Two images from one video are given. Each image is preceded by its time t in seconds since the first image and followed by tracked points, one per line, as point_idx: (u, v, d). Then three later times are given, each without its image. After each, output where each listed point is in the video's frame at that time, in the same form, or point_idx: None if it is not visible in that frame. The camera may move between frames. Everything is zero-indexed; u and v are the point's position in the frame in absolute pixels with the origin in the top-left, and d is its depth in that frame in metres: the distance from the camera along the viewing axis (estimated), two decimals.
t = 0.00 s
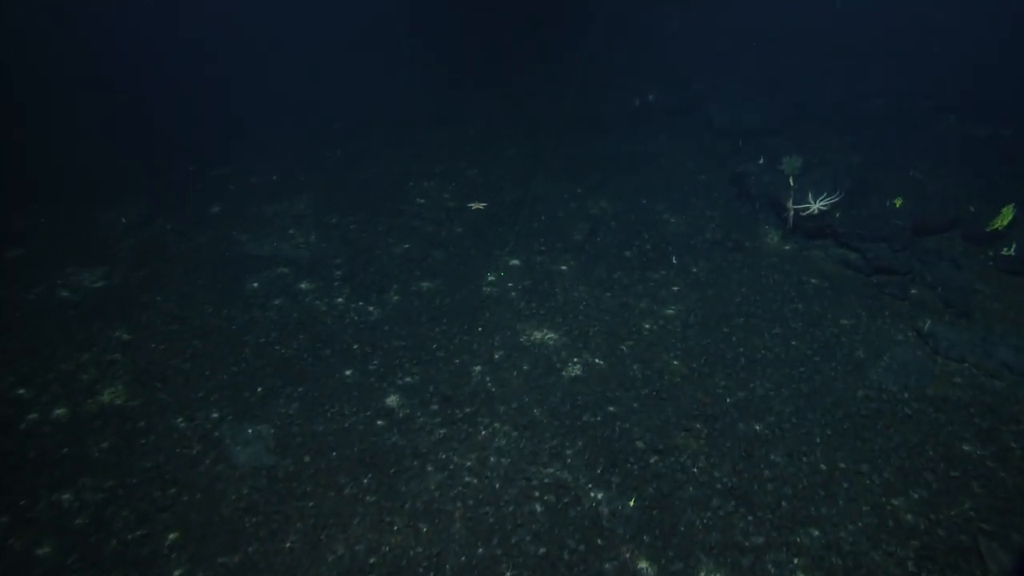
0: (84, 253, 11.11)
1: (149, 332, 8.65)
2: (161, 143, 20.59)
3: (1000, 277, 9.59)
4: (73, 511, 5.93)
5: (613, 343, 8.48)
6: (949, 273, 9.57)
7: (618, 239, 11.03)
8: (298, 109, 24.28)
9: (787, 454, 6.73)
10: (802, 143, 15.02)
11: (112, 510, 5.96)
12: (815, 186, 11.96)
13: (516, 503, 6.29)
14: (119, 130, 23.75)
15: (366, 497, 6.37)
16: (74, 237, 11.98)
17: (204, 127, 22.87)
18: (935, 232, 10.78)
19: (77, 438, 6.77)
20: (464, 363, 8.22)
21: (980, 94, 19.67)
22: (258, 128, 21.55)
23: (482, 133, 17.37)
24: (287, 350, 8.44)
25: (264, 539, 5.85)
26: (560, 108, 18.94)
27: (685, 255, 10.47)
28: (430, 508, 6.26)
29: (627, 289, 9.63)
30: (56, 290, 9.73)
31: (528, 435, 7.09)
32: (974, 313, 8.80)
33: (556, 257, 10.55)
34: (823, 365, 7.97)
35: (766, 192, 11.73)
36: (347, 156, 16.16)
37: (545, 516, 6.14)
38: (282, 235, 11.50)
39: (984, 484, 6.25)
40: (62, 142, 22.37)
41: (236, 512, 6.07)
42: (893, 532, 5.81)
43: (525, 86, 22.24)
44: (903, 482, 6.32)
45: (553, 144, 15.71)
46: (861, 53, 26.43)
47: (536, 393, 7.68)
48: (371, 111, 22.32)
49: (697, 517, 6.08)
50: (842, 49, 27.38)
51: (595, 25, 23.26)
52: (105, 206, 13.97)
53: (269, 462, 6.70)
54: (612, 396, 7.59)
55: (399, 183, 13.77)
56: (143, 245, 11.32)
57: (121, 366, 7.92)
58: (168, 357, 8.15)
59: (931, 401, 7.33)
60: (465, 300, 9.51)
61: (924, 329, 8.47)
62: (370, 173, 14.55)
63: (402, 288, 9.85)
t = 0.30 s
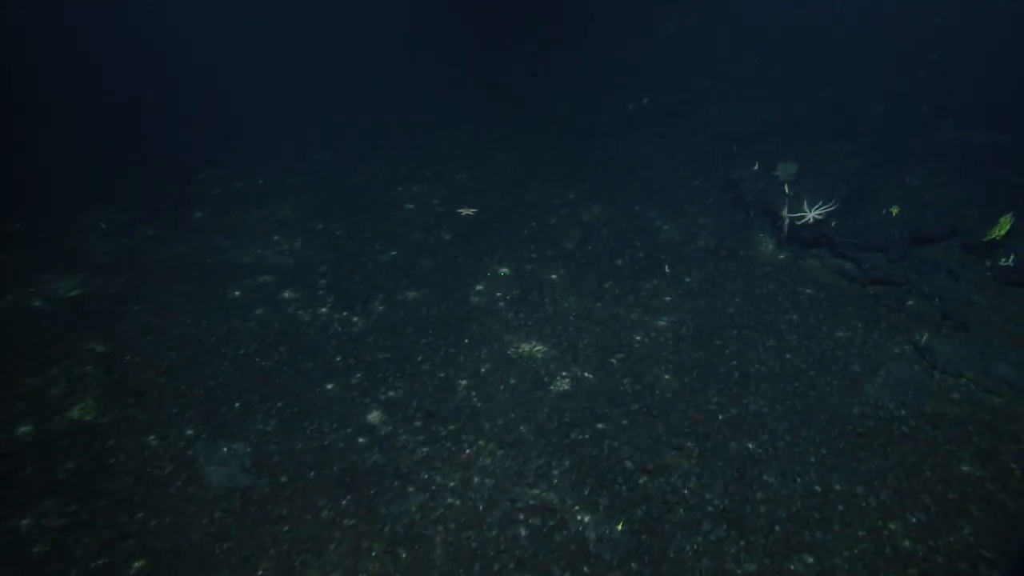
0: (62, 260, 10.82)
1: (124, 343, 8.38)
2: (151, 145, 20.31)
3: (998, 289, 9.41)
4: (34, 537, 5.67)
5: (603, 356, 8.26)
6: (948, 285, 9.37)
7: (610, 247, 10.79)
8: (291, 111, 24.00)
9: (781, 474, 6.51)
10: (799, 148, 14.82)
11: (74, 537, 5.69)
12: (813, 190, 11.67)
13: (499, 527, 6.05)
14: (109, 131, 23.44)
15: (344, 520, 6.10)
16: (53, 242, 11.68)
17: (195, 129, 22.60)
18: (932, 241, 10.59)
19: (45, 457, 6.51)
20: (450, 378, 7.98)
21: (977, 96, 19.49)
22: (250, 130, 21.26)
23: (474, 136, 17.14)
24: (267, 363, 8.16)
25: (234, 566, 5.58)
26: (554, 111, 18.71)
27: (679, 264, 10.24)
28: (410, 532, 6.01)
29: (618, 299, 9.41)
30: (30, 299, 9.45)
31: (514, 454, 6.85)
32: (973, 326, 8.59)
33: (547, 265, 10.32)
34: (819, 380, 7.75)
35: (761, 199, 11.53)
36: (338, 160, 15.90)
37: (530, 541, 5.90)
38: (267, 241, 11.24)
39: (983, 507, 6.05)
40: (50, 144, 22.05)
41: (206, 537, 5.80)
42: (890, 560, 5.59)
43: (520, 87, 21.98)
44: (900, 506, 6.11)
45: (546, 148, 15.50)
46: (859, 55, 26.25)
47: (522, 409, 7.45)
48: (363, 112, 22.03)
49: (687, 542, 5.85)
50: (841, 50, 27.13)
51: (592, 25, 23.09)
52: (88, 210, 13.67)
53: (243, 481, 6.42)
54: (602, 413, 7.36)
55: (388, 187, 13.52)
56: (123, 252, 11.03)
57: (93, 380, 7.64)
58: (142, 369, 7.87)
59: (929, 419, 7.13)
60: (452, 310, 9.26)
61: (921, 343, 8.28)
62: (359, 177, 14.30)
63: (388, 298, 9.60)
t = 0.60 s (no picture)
0: (34, 266, 10.48)
1: (94, 356, 8.07)
2: (134, 145, 19.88)
3: (991, 298, 9.28)
4: None
5: (590, 369, 8.04)
6: (942, 294, 9.21)
7: (599, 253, 10.56)
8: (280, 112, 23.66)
9: (772, 494, 6.31)
10: (791, 153, 14.66)
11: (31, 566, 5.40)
12: (805, 196, 11.49)
13: (480, 552, 5.81)
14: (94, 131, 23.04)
15: (317, 545, 5.84)
16: (26, 247, 11.32)
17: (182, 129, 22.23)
18: (924, 249, 10.45)
19: (5, 479, 6.21)
20: (433, 392, 7.73)
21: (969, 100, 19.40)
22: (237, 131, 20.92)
23: (464, 138, 16.88)
24: (243, 376, 7.86)
25: None
26: (545, 114, 18.50)
27: (668, 272, 10.03)
28: (387, 558, 5.76)
29: (607, 308, 9.19)
30: None
31: (496, 473, 6.62)
32: (966, 338, 8.44)
33: (534, 273, 10.08)
34: (811, 393, 7.56)
35: (752, 204, 11.35)
36: (324, 162, 15.60)
37: (511, 567, 5.67)
38: (247, 247, 10.95)
39: (978, 529, 5.87)
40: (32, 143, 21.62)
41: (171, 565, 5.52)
42: None
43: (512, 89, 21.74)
44: (894, 528, 5.92)
45: (536, 152, 15.27)
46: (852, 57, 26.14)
47: (506, 425, 7.23)
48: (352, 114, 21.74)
49: (674, 568, 5.64)
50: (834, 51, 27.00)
51: (588, 25, 22.31)
52: (65, 212, 13.29)
53: (213, 503, 6.14)
54: (588, 429, 7.14)
55: (374, 192, 13.26)
56: (99, 258, 10.70)
57: (60, 396, 7.34)
58: (112, 384, 7.57)
59: (922, 434, 6.97)
60: (436, 321, 9.01)
61: (914, 355, 8.12)
62: (345, 181, 14.03)
63: (371, 308, 9.33)
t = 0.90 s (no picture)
0: None
1: (54, 371, 7.69)
2: (110, 143, 19.36)
3: (978, 306, 9.17)
4: None
5: (572, 381, 7.82)
6: (929, 301, 9.08)
7: (583, 259, 10.35)
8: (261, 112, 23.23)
9: (759, 513, 6.11)
10: (778, 156, 14.54)
11: None
12: (793, 201, 11.30)
13: None
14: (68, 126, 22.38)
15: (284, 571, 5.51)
16: None
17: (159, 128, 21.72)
18: (911, 254, 10.34)
19: None
20: (410, 406, 7.48)
21: (954, 103, 19.44)
22: (217, 131, 20.48)
23: (448, 140, 16.61)
24: (212, 391, 7.54)
25: None
26: (531, 116, 18.28)
27: (653, 278, 9.84)
28: None
29: (591, 317, 8.98)
30: None
31: (475, 492, 6.38)
32: (953, 347, 8.33)
33: (517, 280, 9.84)
34: (798, 405, 7.39)
35: (739, 208, 11.19)
36: (305, 165, 15.24)
37: None
38: (221, 254, 10.62)
39: (969, 548, 5.70)
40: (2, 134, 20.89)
41: None
42: None
43: (497, 90, 21.51)
44: (885, 549, 5.73)
45: (521, 155, 15.04)
46: (837, 59, 26.17)
47: (485, 441, 7.00)
48: (334, 115, 21.38)
49: None
50: (821, 53, 26.99)
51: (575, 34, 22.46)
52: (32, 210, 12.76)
53: (175, 528, 5.80)
54: (570, 445, 6.92)
55: (354, 196, 12.97)
56: (64, 265, 10.28)
57: (15, 413, 6.94)
58: (72, 401, 7.21)
59: (910, 449, 6.81)
60: (415, 331, 8.75)
61: (901, 365, 7.98)
62: (325, 184, 13.71)
63: (348, 317, 9.06)
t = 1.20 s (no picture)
0: None
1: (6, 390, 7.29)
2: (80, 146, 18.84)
3: (961, 310, 9.08)
4: None
5: (552, 393, 7.59)
6: (912, 305, 8.98)
7: (563, 263, 10.11)
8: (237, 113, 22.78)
9: (743, 531, 5.92)
10: (760, 156, 14.44)
11: None
12: (775, 202, 11.15)
13: None
14: (36, 124, 21.74)
15: None
16: None
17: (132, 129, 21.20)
18: (894, 257, 10.25)
19: None
20: (384, 422, 7.20)
21: (933, 103, 19.56)
22: (191, 133, 20.01)
23: (427, 142, 16.30)
24: (175, 410, 7.20)
25: None
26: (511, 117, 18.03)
27: (635, 283, 9.64)
28: None
29: (571, 324, 8.76)
30: None
31: (450, 514, 6.13)
32: (937, 352, 8.23)
33: (495, 286, 9.59)
34: (782, 416, 7.22)
35: (722, 211, 11.04)
36: (281, 168, 14.86)
37: None
38: (189, 262, 10.24)
39: (956, 564, 5.56)
40: None
41: None
42: None
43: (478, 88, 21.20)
44: (871, 567, 5.57)
45: (501, 157, 14.79)
46: (818, 59, 26.22)
47: (461, 458, 6.74)
48: (312, 116, 20.98)
49: None
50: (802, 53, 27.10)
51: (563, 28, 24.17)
52: None
53: (130, 561, 5.47)
54: (549, 461, 6.69)
55: (329, 200, 12.63)
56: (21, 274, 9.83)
57: None
58: (24, 424, 6.82)
59: (895, 460, 6.68)
60: (391, 341, 8.48)
61: (886, 372, 7.85)
62: (300, 188, 13.35)
63: (321, 328, 8.75)
